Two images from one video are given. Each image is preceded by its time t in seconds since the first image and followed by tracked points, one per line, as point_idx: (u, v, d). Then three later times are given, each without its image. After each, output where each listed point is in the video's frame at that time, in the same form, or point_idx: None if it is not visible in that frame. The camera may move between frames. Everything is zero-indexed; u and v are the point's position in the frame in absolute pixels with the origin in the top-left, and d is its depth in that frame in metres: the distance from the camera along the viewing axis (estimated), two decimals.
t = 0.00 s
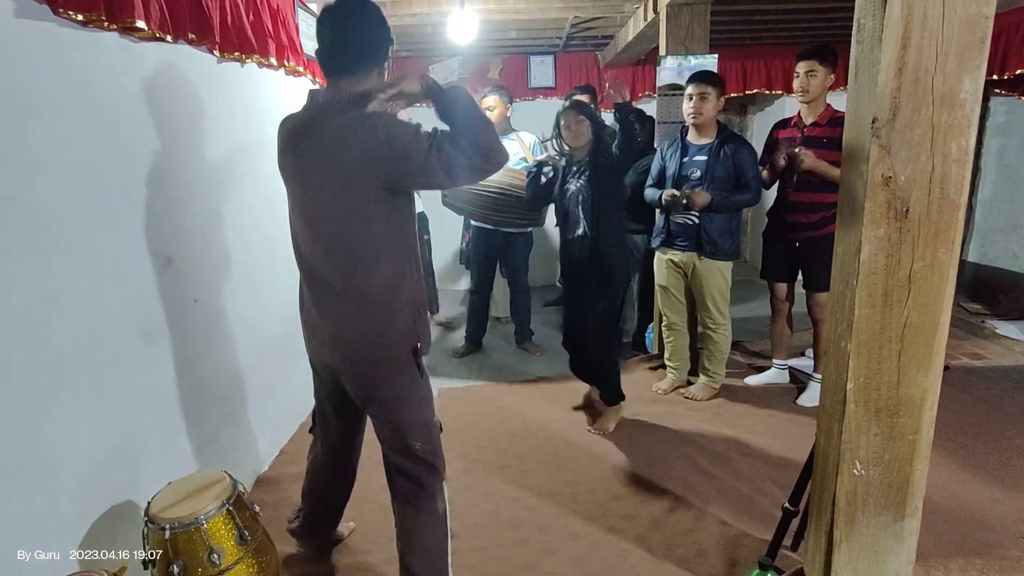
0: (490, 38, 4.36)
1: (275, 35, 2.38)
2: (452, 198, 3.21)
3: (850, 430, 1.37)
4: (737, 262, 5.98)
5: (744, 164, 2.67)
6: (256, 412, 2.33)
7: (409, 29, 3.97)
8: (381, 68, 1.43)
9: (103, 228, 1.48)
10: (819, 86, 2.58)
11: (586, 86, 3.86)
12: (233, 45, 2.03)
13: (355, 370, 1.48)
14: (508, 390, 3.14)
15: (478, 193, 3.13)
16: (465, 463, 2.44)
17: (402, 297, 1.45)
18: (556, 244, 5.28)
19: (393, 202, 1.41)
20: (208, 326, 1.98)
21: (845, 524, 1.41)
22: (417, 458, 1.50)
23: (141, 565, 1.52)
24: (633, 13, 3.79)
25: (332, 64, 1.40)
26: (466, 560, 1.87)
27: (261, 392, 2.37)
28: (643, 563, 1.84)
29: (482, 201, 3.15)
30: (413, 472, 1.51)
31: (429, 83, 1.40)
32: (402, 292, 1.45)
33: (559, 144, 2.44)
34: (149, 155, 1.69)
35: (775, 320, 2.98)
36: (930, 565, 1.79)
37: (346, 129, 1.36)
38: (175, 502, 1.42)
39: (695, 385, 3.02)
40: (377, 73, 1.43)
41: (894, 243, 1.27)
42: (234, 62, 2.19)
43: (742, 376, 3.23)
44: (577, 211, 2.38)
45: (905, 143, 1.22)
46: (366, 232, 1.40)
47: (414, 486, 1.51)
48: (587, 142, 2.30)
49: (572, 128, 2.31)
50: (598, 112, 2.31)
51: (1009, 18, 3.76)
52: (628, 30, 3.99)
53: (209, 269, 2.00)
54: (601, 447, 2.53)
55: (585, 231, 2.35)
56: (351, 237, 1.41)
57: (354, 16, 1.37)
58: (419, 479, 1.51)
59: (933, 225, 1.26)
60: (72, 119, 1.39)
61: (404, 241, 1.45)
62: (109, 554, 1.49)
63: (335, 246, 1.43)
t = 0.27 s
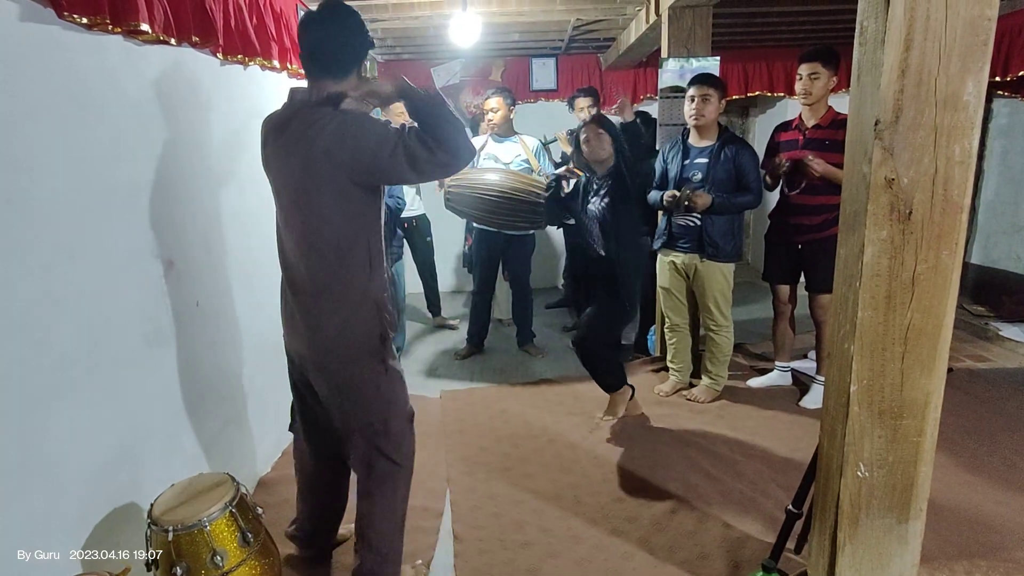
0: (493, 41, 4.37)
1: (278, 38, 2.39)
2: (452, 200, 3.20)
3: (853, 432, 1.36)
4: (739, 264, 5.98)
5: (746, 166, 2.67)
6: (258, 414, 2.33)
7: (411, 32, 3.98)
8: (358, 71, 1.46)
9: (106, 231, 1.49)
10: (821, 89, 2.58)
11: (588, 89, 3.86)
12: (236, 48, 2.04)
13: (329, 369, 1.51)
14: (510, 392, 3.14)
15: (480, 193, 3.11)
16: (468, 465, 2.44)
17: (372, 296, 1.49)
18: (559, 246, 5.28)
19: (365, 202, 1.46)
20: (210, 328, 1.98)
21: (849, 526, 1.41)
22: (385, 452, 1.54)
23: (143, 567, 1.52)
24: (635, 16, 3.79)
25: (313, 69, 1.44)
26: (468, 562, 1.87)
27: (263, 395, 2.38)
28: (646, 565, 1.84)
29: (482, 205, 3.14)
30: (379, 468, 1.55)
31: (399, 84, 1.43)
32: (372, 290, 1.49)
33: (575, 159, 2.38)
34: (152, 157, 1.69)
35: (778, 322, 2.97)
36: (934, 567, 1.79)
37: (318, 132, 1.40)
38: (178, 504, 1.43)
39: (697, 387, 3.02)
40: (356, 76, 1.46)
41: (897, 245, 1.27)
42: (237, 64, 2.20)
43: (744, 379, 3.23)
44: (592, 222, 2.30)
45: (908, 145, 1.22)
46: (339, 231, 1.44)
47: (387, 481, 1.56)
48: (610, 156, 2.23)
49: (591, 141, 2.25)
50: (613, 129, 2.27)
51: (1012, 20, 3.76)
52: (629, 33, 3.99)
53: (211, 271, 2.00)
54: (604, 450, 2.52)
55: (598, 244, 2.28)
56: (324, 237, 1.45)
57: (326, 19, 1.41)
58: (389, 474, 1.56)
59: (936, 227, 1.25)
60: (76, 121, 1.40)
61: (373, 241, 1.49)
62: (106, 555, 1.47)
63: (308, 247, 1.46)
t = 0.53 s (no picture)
0: (494, 43, 4.37)
1: (281, 42, 2.39)
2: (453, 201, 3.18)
3: (857, 434, 1.36)
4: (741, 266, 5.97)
5: (747, 168, 2.67)
6: (261, 416, 2.33)
7: (414, 35, 3.98)
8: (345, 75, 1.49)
9: (109, 233, 1.49)
10: (824, 91, 2.57)
11: (591, 91, 3.87)
12: (240, 51, 2.04)
13: (320, 371, 1.53)
14: (512, 394, 3.14)
15: (481, 197, 3.11)
16: (470, 467, 2.44)
17: (363, 298, 1.50)
18: (561, 248, 5.28)
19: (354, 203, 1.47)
20: (213, 331, 1.98)
21: (852, 529, 1.41)
22: (378, 455, 1.54)
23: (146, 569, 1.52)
24: (637, 18, 3.79)
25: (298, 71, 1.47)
26: (471, 565, 1.87)
27: (266, 397, 2.38)
28: (649, 568, 1.83)
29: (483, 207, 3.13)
30: (373, 469, 1.56)
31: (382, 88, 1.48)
32: (363, 292, 1.50)
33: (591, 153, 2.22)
34: (155, 160, 1.69)
35: (780, 324, 2.97)
36: (938, 570, 1.78)
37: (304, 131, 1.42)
38: (180, 507, 1.42)
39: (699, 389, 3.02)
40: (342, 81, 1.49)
41: (900, 247, 1.27)
42: (240, 68, 2.21)
43: (747, 381, 3.22)
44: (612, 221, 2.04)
45: (911, 148, 1.22)
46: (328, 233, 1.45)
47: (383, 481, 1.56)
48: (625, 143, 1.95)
49: (607, 129, 2.00)
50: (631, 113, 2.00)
51: (1014, 22, 3.76)
52: (631, 35, 3.99)
53: (214, 274, 2.00)
54: (606, 452, 2.52)
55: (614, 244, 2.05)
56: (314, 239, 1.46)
57: (317, 26, 1.44)
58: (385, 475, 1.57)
59: (939, 229, 1.25)
60: (79, 124, 1.40)
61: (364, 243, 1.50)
62: (105, 555, 1.45)
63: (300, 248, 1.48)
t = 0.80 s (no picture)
0: (496, 45, 4.38)
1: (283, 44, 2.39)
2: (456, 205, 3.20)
3: (859, 436, 1.36)
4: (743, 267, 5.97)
5: (747, 169, 2.68)
6: (264, 418, 2.33)
7: (415, 37, 3.98)
8: (325, 89, 1.56)
9: (112, 234, 1.49)
10: (826, 93, 2.57)
11: (592, 93, 3.87)
12: (242, 54, 2.05)
13: (299, 366, 1.69)
14: (513, 396, 3.14)
15: (482, 199, 3.11)
16: (471, 469, 2.44)
17: (329, 305, 1.65)
18: (562, 249, 5.28)
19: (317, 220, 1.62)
20: (216, 333, 1.99)
21: (855, 531, 1.40)
22: (352, 443, 1.70)
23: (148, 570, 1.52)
24: (638, 20, 3.80)
25: (283, 83, 1.56)
26: (473, 567, 1.87)
27: (268, 399, 2.38)
28: (651, 570, 1.83)
29: (486, 210, 3.14)
30: (349, 457, 1.71)
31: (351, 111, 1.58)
32: (330, 300, 1.65)
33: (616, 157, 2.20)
34: (158, 162, 1.70)
35: (782, 325, 2.97)
36: (940, 572, 1.78)
37: (274, 154, 1.55)
38: (183, 508, 1.43)
39: (701, 390, 3.02)
40: (323, 93, 1.57)
41: (902, 249, 1.26)
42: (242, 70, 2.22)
43: (748, 382, 3.22)
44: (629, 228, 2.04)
45: (913, 149, 1.22)
46: (295, 250, 1.62)
47: (359, 469, 1.71)
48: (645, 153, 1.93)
49: (629, 135, 1.95)
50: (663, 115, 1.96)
51: (1016, 23, 3.75)
52: (632, 37, 4.00)
53: (218, 276, 2.01)
54: (608, 454, 2.52)
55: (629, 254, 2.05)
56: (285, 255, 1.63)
57: (300, 42, 1.52)
58: (362, 464, 1.71)
59: (941, 231, 1.25)
60: (82, 126, 1.40)
61: (330, 254, 1.65)
62: (103, 555, 1.43)
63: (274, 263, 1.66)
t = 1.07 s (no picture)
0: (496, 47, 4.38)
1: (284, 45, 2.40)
2: (456, 204, 3.18)
3: (860, 438, 1.36)
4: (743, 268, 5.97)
5: (747, 170, 2.68)
6: (265, 419, 2.33)
7: (415, 38, 3.98)
8: (313, 86, 1.58)
9: (113, 235, 1.49)
10: (826, 94, 2.57)
11: (592, 94, 3.87)
12: (243, 55, 2.05)
13: (281, 357, 1.71)
14: (514, 397, 3.14)
15: (483, 199, 3.11)
16: (471, 470, 2.44)
17: (308, 304, 1.67)
18: (563, 251, 5.28)
19: (296, 219, 1.64)
20: (217, 333, 1.99)
21: (856, 532, 1.40)
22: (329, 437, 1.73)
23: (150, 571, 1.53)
24: (639, 22, 3.80)
25: (271, 80, 1.59)
26: (474, 568, 1.87)
27: (269, 399, 2.38)
28: (652, 572, 1.83)
29: (487, 210, 3.13)
30: (327, 449, 1.74)
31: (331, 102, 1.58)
32: (309, 298, 1.68)
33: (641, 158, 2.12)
34: (159, 162, 1.70)
35: (783, 326, 2.97)
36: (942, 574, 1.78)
37: (256, 150, 1.59)
38: (184, 509, 1.42)
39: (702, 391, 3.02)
40: (311, 90, 1.59)
41: (904, 249, 1.26)
42: (243, 72, 2.22)
43: (749, 383, 3.22)
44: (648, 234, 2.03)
45: (913, 150, 1.22)
46: (273, 250, 1.65)
47: (323, 469, 1.75)
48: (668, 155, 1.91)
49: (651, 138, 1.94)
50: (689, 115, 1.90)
51: (1016, 25, 3.76)
52: (633, 38, 4.00)
53: (218, 277, 2.01)
54: (608, 455, 2.52)
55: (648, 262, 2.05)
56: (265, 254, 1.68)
57: (294, 39, 1.53)
58: (328, 463, 1.75)
59: (942, 232, 1.25)
60: (83, 127, 1.40)
61: (310, 252, 1.67)
62: (101, 555, 1.43)
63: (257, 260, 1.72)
